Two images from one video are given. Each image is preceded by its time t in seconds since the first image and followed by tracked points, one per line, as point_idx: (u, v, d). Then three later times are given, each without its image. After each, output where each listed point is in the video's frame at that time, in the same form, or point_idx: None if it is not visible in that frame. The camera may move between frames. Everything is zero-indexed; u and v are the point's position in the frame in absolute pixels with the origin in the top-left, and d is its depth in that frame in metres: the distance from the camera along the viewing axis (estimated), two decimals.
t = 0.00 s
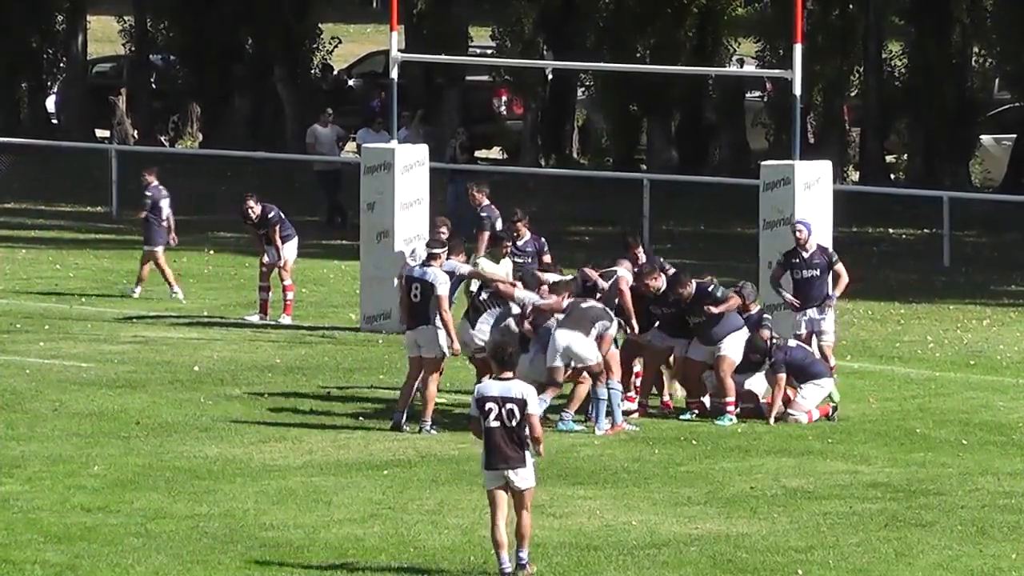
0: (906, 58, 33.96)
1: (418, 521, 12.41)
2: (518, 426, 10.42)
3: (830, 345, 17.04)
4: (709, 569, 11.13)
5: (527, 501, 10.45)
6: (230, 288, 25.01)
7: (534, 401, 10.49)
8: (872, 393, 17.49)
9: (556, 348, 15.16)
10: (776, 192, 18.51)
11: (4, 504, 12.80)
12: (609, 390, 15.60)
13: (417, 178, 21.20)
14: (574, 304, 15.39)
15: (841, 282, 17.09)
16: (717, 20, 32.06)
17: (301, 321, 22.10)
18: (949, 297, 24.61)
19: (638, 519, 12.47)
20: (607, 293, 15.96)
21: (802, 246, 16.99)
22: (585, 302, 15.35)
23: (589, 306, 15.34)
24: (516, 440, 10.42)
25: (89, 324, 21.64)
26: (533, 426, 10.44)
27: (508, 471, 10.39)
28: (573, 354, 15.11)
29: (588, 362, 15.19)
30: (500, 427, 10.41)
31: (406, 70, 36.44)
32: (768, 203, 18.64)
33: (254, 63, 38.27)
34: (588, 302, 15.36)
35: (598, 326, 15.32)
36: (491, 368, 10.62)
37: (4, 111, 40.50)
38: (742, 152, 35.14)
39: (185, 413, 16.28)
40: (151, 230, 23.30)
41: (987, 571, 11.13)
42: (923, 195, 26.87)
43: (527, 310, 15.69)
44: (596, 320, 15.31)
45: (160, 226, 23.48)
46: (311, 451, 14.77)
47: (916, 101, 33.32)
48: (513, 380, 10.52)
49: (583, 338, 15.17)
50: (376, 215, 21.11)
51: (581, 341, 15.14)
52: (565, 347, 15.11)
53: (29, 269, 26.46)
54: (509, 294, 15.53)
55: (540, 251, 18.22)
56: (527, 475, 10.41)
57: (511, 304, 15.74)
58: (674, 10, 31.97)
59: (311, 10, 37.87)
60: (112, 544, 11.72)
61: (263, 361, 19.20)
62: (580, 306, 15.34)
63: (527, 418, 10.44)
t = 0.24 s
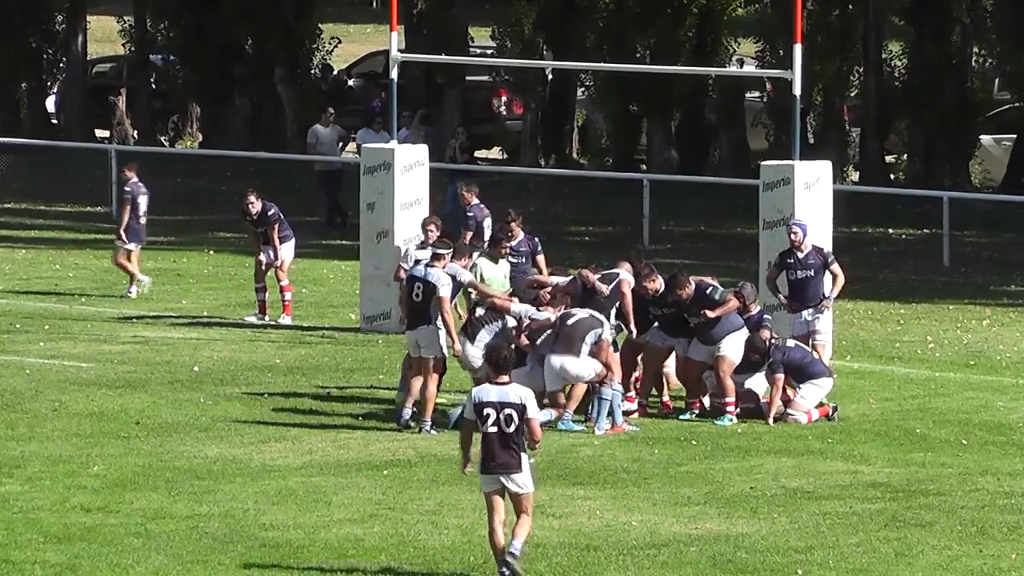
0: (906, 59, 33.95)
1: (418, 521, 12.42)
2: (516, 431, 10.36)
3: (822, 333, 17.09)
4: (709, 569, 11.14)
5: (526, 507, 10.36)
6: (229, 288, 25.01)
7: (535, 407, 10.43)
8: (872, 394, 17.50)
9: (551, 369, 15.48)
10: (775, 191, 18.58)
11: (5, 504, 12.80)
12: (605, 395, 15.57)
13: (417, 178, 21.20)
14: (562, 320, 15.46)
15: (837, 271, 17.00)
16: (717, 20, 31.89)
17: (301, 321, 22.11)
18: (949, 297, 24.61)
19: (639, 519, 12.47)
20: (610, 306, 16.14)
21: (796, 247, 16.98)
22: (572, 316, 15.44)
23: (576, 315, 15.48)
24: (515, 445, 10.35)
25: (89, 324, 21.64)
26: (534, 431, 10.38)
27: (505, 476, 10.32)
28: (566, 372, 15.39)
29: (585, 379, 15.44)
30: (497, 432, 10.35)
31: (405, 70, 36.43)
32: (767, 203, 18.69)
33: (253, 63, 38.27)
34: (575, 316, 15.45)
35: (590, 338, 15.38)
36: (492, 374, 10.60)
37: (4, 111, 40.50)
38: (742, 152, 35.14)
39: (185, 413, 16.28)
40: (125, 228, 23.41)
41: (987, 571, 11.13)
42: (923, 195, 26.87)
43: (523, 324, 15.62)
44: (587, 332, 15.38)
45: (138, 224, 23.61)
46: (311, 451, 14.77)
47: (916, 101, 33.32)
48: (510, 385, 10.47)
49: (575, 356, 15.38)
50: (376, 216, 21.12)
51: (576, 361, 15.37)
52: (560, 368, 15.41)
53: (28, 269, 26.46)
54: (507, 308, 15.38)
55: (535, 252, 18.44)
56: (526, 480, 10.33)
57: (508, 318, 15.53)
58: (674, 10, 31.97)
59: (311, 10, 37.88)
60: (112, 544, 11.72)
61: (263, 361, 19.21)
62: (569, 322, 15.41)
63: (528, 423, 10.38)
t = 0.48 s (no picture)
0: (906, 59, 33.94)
1: (418, 521, 12.42)
2: (513, 435, 10.26)
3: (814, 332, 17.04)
4: (710, 569, 11.14)
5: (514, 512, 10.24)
6: (230, 288, 25.02)
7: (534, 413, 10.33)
8: (872, 394, 17.50)
9: (550, 387, 15.44)
10: (775, 192, 18.60)
11: (5, 504, 12.80)
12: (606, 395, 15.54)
13: (418, 178, 21.19)
14: (552, 336, 15.42)
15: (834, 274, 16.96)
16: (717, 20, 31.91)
17: (301, 321, 22.11)
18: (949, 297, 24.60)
19: (639, 519, 12.47)
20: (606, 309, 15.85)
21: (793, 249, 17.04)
22: (560, 334, 15.40)
23: (567, 328, 15.43)
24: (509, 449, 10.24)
25: (89, 324, 21.64)
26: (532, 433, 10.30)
27: (497, 480, 10.21)
28: (565, 389, 15.38)
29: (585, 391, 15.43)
30: (493, 435, 10.24)
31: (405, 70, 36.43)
32: (768, 203, 18.70)
33: (254, 63, 38.27)
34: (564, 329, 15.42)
35: (582, 350, 15.36)
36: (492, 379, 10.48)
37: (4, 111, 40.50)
38: (742, 152, 35.14)
39: (185, 413, 16.28)
40: (104, 229, 23.43)
41: (987, 570, 11.13)
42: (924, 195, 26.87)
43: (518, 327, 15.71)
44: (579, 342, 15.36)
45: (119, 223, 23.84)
46: (311, 451, 14.77)
47: (916, 102, 33.31)
48: (509, 389, 10.36)
49: (572, 372, 15.35)
50: (376, 216, 21.14)
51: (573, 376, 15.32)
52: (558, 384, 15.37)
53: (29, 269, 26.47)
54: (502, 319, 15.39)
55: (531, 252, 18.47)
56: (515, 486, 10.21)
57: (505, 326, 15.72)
58: (674, 10, 31.97)
59: (311, 10, 37.88)
60: (112, 544, 11.72)
61: (263, 361, 19.21)
62: (558, 339, 15.37)
63: (526, 426, 10.29)
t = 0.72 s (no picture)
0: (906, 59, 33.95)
1: (418, 521, 12.42)
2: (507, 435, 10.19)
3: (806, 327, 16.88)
4: (710, 569, 11.14)
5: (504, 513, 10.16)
6: (229, 288, 25.02)
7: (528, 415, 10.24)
8: (872, 394, 17.50)
9: (549, 389, 15.31)
10: (775, 192, 18.59)
11: (5, 504, 12.80)
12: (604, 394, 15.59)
13: (417, 178, 21.19)
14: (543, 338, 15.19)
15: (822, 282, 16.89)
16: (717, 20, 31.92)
17: (301, 321, 22.11)
18: (949, 297, 24.60)
19: (639, 520, 12.48)
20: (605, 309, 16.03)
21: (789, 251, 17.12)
22: (549, 337, 15.16)
23: (555, 330, 15.14)
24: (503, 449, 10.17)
25: (89, 324, 21.64)
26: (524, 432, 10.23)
27: (487, 478, 10.14)
28: (563, 391, 15.27)
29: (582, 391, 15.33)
30: (487, 434, 10.18)
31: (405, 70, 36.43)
32: (767, 203, 18.70)
33: (254, 63, 38.27)
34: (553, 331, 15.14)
35: (575, 351, 15.18)
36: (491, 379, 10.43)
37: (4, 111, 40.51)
38: (742, 152, 35.15)
39: (185, 413, 16.28)
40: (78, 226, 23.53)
41: (987, 571, 11.13)
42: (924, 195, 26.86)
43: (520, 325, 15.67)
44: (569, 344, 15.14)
45: (93, 224, 23.77)
46: (311, 451, 14.77)
47: (916, 102, 33.32)
48: (507, 390, 10.31)
49: (569, 373, 15.22)
50: (376, 215, 21.14)
51: (572, 377, 15.21)
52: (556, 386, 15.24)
53: (28, 269, 26.47)
54: (503, 319, 15.55)
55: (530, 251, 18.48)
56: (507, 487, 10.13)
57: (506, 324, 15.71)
58: (674, 10, 31.97)
59: (311, 10, 37.89)
60: (111, 544, 11.73)
61: (263, 361, 19.21)
62: (551, 342, 15.15)
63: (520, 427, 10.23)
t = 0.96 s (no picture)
0: (906, 59, 33.95)
1: (418, 521, 12.43)
2: (498, 436, 10.17)
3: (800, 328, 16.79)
4: (710, 569, 11.14)
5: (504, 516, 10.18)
6: (229, 288, 25.02)
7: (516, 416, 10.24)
8: (872, 394, 17.50)
9: (546, 388, 15.33)
10: (775, 192, 18.62)
11: (5, 504, 12.80)
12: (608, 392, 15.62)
13: (417, 178, 21.20)
14: (536, 338, 15.23)
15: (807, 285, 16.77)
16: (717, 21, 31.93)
17: (301, 321, 22.12)
18: (949, 297, 24.60)
19: (639, 520, 12.48)
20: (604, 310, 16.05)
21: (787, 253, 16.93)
22: (541, 337, 15.21)
23: (545, 330, 15.21)
24: (494, 450, 10.16)
25: (89, 324, 21.64)
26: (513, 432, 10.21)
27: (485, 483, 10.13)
28: (561, 389, 15.29)
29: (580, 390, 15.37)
30: (478, 437, 10.15)
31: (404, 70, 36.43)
32: (767, 204, 18.71)
33: (254, 63, 38.28)
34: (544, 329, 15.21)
35: (567, 349, 15.21)
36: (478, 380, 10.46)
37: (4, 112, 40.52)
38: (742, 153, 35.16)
39: (185, 413, 16.28)
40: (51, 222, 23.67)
41: (987, 571, 11.13)
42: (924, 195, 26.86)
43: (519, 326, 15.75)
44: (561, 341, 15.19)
45: (70, 220, 23.79)
46: (311, 451, 14.77)
47: (916, 102, 33.32)
48: (494, 391, 10.29)
49: (567, 372, 15.28)
50: (376, 216, 21.14)
51: (570, 375, 15.27)
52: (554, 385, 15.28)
53: (28, 269, 26.46)
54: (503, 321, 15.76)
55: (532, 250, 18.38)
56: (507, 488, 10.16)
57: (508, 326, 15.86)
58: (674, 10, 31.97)
59: (311, 10, 37.90)
60: (111, 544, 11.73)
61: (262, 361, 19.22)
62: (541, 341, 15.21)
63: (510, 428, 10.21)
